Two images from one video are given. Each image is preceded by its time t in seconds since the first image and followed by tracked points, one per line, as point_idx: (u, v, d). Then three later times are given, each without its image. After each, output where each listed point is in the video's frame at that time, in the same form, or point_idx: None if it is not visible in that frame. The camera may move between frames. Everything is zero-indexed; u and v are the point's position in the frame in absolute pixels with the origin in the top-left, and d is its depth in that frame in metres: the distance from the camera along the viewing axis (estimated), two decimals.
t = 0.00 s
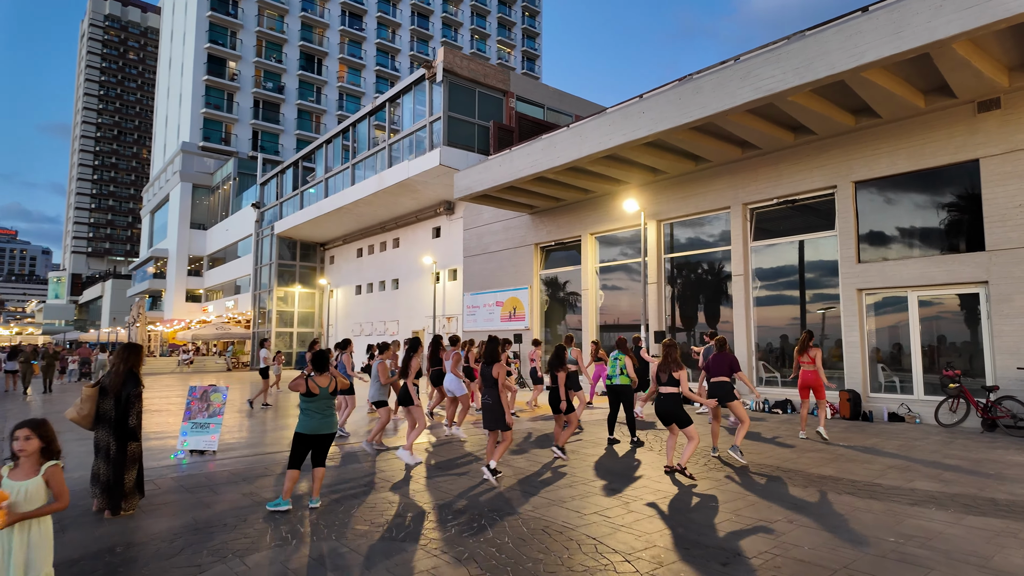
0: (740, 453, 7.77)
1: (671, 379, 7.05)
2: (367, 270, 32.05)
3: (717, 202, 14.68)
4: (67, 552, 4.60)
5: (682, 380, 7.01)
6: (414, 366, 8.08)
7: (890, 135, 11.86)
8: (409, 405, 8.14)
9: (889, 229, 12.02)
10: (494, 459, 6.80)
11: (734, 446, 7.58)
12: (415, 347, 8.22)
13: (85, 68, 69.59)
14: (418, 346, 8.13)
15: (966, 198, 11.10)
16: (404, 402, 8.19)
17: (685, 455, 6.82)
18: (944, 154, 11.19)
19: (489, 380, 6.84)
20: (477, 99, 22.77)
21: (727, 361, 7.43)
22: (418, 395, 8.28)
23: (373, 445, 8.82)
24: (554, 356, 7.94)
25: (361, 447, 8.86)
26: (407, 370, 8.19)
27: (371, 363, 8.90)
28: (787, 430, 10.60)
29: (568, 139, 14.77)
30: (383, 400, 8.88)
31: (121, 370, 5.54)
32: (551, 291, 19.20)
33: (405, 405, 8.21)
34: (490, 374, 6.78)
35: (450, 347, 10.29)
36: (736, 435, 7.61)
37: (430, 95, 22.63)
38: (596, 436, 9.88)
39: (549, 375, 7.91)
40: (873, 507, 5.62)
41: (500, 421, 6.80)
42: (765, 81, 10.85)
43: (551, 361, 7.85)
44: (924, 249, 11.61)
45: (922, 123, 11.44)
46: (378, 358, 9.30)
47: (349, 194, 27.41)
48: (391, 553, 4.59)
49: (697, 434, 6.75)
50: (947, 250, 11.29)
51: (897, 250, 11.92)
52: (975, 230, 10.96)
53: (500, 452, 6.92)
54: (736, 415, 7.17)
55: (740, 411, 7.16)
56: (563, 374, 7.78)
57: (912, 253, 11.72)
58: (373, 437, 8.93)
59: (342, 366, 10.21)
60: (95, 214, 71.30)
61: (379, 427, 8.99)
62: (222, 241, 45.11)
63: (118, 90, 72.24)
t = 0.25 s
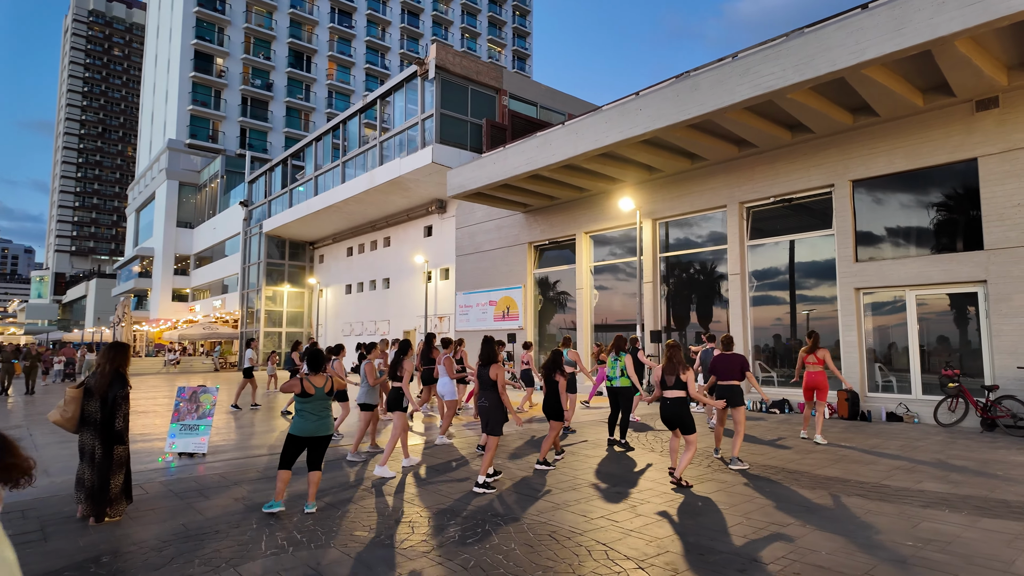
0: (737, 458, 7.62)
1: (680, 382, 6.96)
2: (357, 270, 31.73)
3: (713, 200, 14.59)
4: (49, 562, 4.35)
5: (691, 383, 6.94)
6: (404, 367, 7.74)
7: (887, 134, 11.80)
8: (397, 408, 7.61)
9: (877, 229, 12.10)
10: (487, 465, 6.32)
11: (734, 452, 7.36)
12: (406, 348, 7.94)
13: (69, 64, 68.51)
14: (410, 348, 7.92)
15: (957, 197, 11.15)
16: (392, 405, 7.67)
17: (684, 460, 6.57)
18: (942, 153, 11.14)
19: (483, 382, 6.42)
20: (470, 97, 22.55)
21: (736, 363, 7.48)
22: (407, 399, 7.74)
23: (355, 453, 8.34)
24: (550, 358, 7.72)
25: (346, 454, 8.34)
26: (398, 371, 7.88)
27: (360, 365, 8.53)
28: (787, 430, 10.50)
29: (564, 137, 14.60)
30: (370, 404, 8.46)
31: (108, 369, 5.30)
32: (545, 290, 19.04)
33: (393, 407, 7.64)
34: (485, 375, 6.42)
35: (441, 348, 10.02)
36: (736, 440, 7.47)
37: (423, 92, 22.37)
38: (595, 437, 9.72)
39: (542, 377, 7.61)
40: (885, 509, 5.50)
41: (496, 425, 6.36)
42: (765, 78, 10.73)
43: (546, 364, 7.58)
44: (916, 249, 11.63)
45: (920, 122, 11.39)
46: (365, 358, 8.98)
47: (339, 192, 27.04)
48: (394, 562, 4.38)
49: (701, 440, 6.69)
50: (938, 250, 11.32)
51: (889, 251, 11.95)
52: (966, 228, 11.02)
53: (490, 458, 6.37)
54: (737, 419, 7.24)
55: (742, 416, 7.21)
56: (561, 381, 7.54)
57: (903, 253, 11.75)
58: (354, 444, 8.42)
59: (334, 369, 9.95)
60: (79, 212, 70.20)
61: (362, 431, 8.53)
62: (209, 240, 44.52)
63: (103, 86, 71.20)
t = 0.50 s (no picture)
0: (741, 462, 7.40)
1: (686, 379, 6.75)
2: (351, 268, 31.44)
3: (713, 198, 14.45)
4: (33, 572, 4.11)
5: (697, 380, 6.75)
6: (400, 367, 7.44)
7: (891, 130, 11.68)
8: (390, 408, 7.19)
9: (871, 228, 12.10)
10: (489, 469, 6.12)
11: (740, 455, 7.13)
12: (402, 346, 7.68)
13: (57, 60, 67.67)
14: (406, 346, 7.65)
15: (951, 195, 11.15)
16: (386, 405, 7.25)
17: (688, 464, 6.32)
18: (946, 150, 11.03)
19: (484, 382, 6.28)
20: (466, 93, 22.32)
21: (745, 359, 7.32)
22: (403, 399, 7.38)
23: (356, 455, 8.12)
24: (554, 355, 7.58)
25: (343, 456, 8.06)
26: (395, 371, 7.59)
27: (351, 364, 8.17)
28: (791, 430, 10.37)
29: (563, 133, 14.41)
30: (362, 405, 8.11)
31: (96, 368, 5.08)
32: (542, 289, 18.87)
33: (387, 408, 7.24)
34: (486, 375, 6.28)
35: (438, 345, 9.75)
36: (743, 441, 7.22)
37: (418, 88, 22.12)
38: (598, 437, 9.54)
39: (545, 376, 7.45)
40: (903, 512, 5.34)
41: (500, 426, 6.10)
42: (769, 73, 10.57)
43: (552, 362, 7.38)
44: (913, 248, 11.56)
45: (923, 118, 11.27)
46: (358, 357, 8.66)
47: (333, 189, 26.72)
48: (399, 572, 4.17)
49: (706, 440, 6.45)
50: (931, 249, 11.32)
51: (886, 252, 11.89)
52: (960, 227, 11.02)
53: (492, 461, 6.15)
54: (745, 418, 7.05)
55: (751, 416, 7.02)
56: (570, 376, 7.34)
57: (899, 252, 11.70)
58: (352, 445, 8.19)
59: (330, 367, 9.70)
60: (68, 211, 69.37)
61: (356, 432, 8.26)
62: (200, 238, 44.05)
63: (92, 82, 70.34)
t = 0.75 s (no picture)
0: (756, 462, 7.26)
1: (689, 382, 6.52)
2: (345, 268, 31.16)
3: (713, 197, 14.33)
4: None
5: (701, 384, 6.50)
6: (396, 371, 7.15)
7: (894, 129, 11.59)
8: (386, 415, 6.77)
9: (866, 229, 12.10)
10: (490, 476, 5.93)
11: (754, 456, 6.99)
12: (396, 348, 7.44)
13: (45, 57, 66.85)
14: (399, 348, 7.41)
15: (946, 195, 11.19)
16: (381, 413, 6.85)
17: (699, 470, 6.19)
18: (949, 150, 10.94)
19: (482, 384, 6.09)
20: (462, 91, 22.12)
21: (754, 362, 6.96)
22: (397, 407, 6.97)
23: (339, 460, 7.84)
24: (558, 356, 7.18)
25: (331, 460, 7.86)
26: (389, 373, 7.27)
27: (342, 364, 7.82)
28: (795, 432, 10.25)
29: (562, 131, 14.24)
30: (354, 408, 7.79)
31: (86, 372, 4.84)
32: (539, 288, 18.71)
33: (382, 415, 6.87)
34: (486, 376, 6.07)
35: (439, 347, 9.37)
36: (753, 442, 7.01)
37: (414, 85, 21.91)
38: (601, 440, 9.38)
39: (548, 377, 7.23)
40: (922, 519, 5.19)
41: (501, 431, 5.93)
42: (773, 70, 10.44)
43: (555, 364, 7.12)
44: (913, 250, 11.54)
45: (926, 117, 11.18)
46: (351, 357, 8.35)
47: (327, 188, 26.43)
48: None
49: (713, 444, 6.27)
50: (927, 250, 11.33)
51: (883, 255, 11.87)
52: (956, 228, 11.05)
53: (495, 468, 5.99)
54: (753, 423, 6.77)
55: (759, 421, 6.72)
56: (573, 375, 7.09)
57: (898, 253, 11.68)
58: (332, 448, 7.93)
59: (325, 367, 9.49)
60: (56, 209, 68.51)
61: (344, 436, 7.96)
62: (191, 237, 43.58)
63: (82, 79, 69.52)
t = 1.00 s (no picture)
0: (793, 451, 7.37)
1: (700, 384, 6.26)
2: (339, 267, 30.89)
3: (715, 196, 14.21)
4: None
5: (711, 386, 6.24)
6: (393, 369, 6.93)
7: (898, 127, 11.49)
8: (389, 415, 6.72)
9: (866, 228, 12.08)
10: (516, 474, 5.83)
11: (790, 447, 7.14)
12: (398, 347, 7.24)
13: (35, 54, 66.12)
14: (403, 346, 7.24)
15: (942, 194, 11.20)
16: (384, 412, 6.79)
17: (716, 463, 6.22)
18: (955, 148, 10.86)
19: (489, 384, 5.90)
20: (460, 88, 21.93)
21: (767, 362, 7.00)
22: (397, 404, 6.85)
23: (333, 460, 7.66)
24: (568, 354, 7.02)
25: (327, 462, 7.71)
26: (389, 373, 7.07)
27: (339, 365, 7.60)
28: (800, 432, 10.13)
29: (563, 128, 14.07)
30: (354, 409, 7.63)
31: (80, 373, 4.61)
32: (538, 287, 18.55)
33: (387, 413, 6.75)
34: (498, 376, 5.87)
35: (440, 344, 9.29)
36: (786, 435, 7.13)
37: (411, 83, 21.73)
38: (606, 440, 9.22)
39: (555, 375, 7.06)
40: (945, 522, 5.06)
41: (511, 432, 5.80)
42: (778, 66, 10.32)
43: (564, 362, 6.89)
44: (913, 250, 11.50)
45: (932, 115, 11.10)
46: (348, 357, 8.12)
47: (322, 186, 26.16)
48: None
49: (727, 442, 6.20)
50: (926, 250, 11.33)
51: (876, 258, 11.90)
52: (953, 228, 11.07)
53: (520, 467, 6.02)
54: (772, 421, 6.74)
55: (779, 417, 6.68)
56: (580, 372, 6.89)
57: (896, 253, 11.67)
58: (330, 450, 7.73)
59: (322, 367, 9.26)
60: (46, 208, 67.73)
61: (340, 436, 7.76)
62: (184, 236, 43.16)
63: (72, 76, 68.81)
